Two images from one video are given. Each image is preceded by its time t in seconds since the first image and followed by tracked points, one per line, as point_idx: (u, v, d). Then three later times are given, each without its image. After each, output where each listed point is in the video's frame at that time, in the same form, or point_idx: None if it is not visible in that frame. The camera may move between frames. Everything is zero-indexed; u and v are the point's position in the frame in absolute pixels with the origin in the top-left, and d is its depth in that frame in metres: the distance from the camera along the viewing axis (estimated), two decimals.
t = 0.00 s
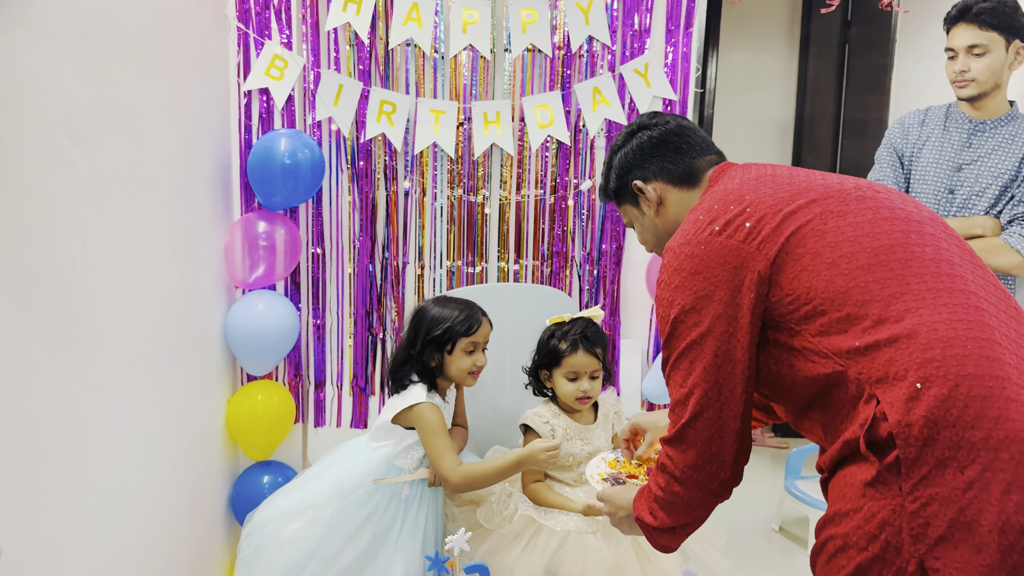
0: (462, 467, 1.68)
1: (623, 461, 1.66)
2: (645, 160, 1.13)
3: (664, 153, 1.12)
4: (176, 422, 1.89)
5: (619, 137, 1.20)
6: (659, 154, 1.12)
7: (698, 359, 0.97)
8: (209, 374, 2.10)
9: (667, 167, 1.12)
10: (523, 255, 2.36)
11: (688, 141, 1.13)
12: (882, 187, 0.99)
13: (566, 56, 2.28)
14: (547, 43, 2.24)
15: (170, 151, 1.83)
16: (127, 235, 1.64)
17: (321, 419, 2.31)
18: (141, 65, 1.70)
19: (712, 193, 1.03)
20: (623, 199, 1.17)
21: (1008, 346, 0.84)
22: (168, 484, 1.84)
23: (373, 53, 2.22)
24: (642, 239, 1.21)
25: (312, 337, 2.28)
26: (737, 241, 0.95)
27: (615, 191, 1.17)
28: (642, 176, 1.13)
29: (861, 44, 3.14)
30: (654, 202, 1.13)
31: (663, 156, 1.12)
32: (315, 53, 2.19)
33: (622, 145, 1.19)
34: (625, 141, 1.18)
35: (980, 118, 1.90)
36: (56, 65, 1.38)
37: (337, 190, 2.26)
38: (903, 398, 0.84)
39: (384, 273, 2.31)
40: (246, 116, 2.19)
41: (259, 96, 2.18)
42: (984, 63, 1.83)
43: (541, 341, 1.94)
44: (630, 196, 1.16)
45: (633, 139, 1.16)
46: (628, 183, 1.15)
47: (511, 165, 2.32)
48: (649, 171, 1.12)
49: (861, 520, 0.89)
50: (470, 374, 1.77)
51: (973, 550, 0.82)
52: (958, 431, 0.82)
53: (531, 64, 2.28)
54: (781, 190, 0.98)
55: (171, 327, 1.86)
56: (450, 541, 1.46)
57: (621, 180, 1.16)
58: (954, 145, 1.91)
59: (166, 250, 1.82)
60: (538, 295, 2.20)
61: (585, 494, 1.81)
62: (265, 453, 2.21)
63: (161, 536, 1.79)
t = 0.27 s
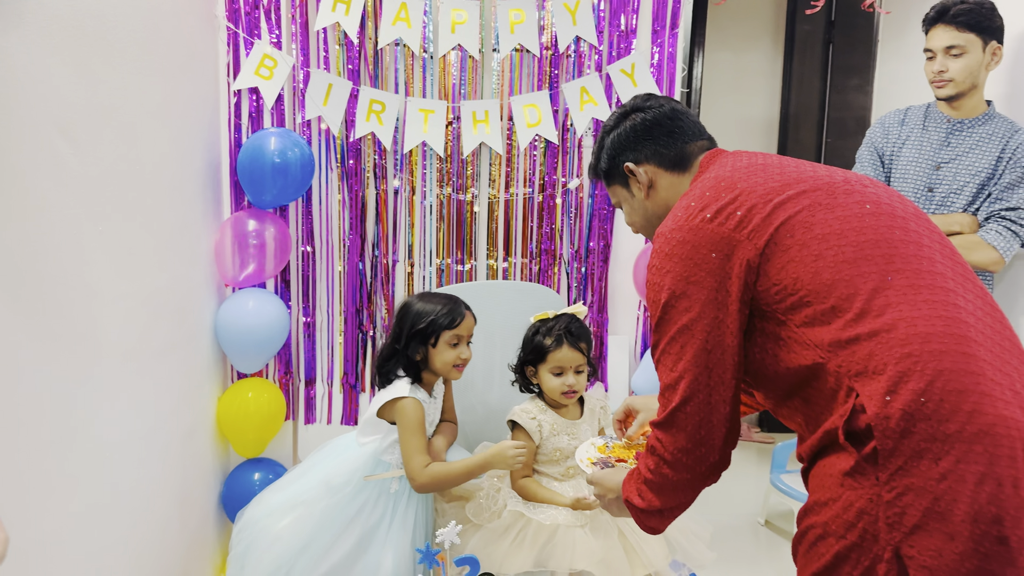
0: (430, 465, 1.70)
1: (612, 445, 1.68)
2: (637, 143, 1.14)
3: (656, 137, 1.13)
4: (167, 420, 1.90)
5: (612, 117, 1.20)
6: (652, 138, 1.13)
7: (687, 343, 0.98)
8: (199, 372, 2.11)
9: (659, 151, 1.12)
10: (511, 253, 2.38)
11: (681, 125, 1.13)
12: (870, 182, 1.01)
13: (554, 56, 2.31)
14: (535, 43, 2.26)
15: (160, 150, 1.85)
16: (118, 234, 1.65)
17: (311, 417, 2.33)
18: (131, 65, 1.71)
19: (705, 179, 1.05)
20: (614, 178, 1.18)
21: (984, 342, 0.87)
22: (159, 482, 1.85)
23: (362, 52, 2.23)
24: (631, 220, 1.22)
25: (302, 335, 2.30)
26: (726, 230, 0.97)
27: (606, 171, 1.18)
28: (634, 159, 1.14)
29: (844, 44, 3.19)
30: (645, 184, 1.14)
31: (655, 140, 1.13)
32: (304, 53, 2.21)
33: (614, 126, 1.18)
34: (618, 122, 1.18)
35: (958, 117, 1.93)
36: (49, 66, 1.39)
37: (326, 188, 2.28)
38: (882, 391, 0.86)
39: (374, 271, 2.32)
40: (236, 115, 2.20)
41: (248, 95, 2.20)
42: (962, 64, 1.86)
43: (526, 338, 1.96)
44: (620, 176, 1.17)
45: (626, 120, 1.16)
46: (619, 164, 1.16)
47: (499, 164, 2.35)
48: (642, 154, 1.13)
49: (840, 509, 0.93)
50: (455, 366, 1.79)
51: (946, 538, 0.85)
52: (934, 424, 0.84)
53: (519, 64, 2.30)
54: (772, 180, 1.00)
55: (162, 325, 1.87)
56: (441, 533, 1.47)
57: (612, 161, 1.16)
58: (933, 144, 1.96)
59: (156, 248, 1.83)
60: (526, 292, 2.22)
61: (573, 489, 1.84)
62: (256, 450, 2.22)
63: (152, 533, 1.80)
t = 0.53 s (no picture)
0: (378, 463, 1.72)
1: (591, 426, 1.66)
2: (621, 123, 1.13)
3: (641, 118, 1.12)
4: (150, 419, 1.91)
5: (596, 93, 1.18)
6: (637, 118, 1.12)
7: (665, 327, 1.00)
8: (181, 371, 2.11)
9: (643, 133, 1.12)
10: (493, 251, 2.41)
11: (666, 107, 1.13)
12: (846, 175, 1.03)
13: (534, 56, 2.33)
14: (515, 44, 2.28)
15: (142, 150, 1.85)
16: (100, 234, 1.66)
17: (294, 415, 2.34)
18: (113, 66, 1.71)
19: (688, 163, 1.06)
20: (595, 155, 1.17)
21: (945, 340, 0.90)
22: (142, 481, 1.85)
23: (343, 52, 2.25)
24: (609, 198, 1.21)
25: (284, 333, 2.31)
26: (704, 218, 0.98)
27: (589, 147, 1.17)
28: (617, 138, 1.14)
29: (821, 44, 3.23)
30: (627, 163, 1.14)
31: (640, 121, 1.12)
32: (285, 53, 2.22)
33: (599, 103, 1.17)
34: (601, 99, 1.17)
35: (928, 116, 1.98)
36: (32, 66, 1.40)
37: (308, 188, 2.29)
38: (845, 384, 0.88)
39: (356, 269, 2.34)
40: (217, 115, 2.21)
41: (230, 95, 2.20)
42: (931, 63, 1.90)
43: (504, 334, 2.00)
44: (602, 154, 1.16)
45: (611, 98, 1.15)
46: (601, 142, 1.15)
47: (481, 163, 2.37)
48: (626, 134, 1.13)
49: (804, 497, 0.95)
50: (430, 357, 1.80)
51: (904, 526, 0.87)
52: (895, 415, 0.87)
53: (500, 64, 2.32)
54: (751, 169, 1.01)
55: (145, 324, 1.88)
56: (424, 527, 1.48)
57: (595, 138, 1.16)
58: (905, 142, 2.01)
59: (138, 248, 1.84)
60: (507, 290, 2.25)
61: (554, 482, 1.86)
62: (238, 448, 2.22)
63: (135, 531, 1.80)
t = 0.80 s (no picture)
0: (329, 454, 1.76)
1: (574, 410, 1.71)
2: (608, 107, 1.12)
3: (628, 102, 1.11)
4: (141, 420, 1.93)
5: (582, 77, 1.17)
6: (624, 103, 1.11)
7: (647, 313, 0.99)
8: (172, 372, 2.13)
9: (629, 117, 1.12)
10: (480, 252, 2.44)
11: (652, 91, 1.12)
12: (826, 173, 1.04)
13: (520, 59, 2.36)
14: (501, 47, 2.32)
15: (133, 154, 1.87)
16: (92, 238, 1.68)
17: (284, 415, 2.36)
18: (103, 72, 1.73)
19: (674, 150, 1.06)
20: (581, 138, 1.16)
21: (910, 341, 0.93)
22: (134, 481, 1.87)
23: (331, 56, 2.27)
24: (596, 181, 1.20)
25: (274, 335, 2.33)
26: (686, 209, 0.99)
27: (575, 130, 1.16)
28: (604, 123, 1.13)
29: (804, 45, 3.28)
30: (613, 148, 1.14)
31: (626, 106, 1.11)
32: (274, 56, 2.24)
33: (585, 86, 1.15)
34: (588, 83, 1.15)
35: (903, 118, 2.02)
36: (25, 73, 1.42)
37: (297, 190, 2.31)
38: (811, 380, 0.91)
39: (345, 270, 2.36)
40: (206, 118, 2.23)
41: (219, 98, 2.22)
42: (907, 64, 1.94)
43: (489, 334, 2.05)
44: (589, 138, 1.15)
45: (598, 82, 1.14)
46: (588, 126, 1.14)
47: (468, 165, 2.40)
48: (612, 119, 1.12)
49: (773, 490, 0.98)
50: (409, 353, 1.82)
51: (866, 518, 0.90)
52: (859, 413, 0.90)
53: (487, 67, 2.35)
54: (735, 162, 1.01)
55: (136, 326, 1.90)
56: (413, 523, 1.51)
57: (582, 122, 1.15)
58: (881, 144, 2.04)
59: (129, 251, 1.86)
60: (494, 291, 2.27)
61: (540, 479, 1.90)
62: (229, 448, 2.25)
63: (127, 532, 1.83)
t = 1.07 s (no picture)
0: (305, 446, 1.79)
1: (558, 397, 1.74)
2: (596, 90, 1.12)
3: (616, 85, 1.11)
4: (131, 421, 1.93)
5: (571, 59, 1.17)
6: (613, 86, 1.11)
7: (631, 300, 1.01)
8: (161, 373, 2.13)
9: (617, 100, 1.12)
10: (469, 252, 2.45)
11: (641, 75, 1.12)
12: (811, 168, 1.04)
13: (507, 60, 2.38)
14: (489, 48, 2.33)
15: (122, 156, 1.88)
16: (82, 240, 1.69)
17: (275, 415, 2.37)
18: (92, 75, 1.74)
19: (662, 137, 1.06)
20: (570, 120, 1.16)
21: (883, 339, 0.94)
22: (124, 483, 1.88)
23: (319, 57, 2.28)
24: (583, 164, 1.21)
25: (263, 336, 2.33)
26: (671, 198, 1.00)
27: (563, 112, 1.16)
28: (592, 105, 1.13)
29: (790, 45, 3.31)
30: (601, 131, 1.14)
31: (615, 89, 1.11)
32: (262, 58, 2.24)
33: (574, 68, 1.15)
34: (577, 65, 1.16)
35: (885, 116, 2.04)
36: (15, 77, 1.43)
37: (286, 191, 2.31)
38: (783, 376, 0.93)
39: (334, 271, 2.37)
40: (194, 119, 2.22)
41: (207, 99, 2.22)
42: (886, 64, 1.96)
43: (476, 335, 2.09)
44: (577, 120, 1.15)
45: (586, 64, 1.13)
46: (576, 108, 1.14)
47: (456, 165, 2.42)
48: (600, 101, 1.12)
49: (748, 483, 1.00)
50: (386, 349, 1.85)
51: (837, 512, 0.93)
52: (828, 409, 0.92)
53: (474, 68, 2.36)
54: (721, 154, 1.02)
55: (126, 328, 1.91)
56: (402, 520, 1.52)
57: (570, 104, 1.14)
58: (862, 143, 2.07)
59: (119, 253, 1.87)
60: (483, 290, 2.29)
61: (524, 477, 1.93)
62: (219, 449, 2.25)
63: (118, 533, 1.83)
